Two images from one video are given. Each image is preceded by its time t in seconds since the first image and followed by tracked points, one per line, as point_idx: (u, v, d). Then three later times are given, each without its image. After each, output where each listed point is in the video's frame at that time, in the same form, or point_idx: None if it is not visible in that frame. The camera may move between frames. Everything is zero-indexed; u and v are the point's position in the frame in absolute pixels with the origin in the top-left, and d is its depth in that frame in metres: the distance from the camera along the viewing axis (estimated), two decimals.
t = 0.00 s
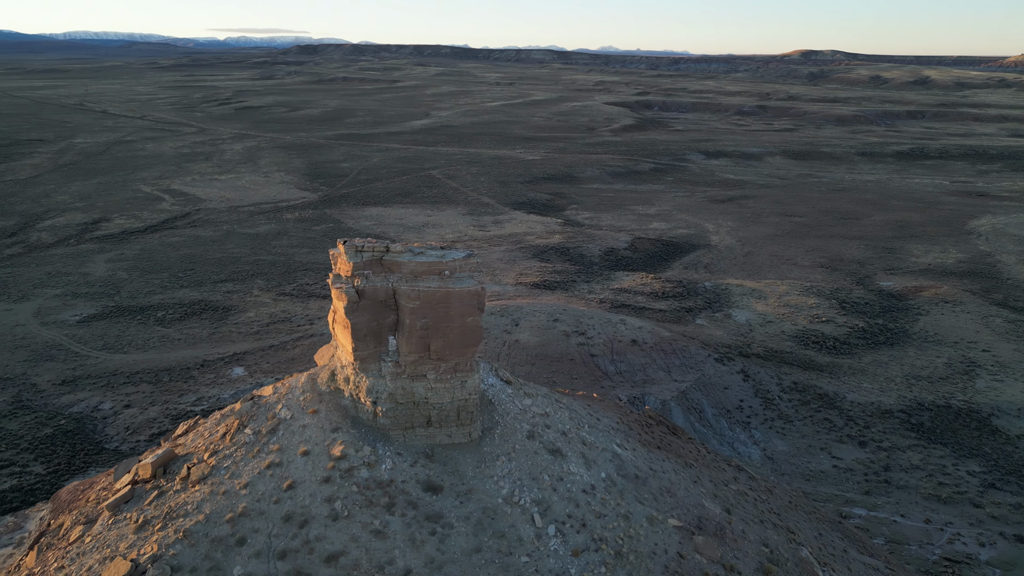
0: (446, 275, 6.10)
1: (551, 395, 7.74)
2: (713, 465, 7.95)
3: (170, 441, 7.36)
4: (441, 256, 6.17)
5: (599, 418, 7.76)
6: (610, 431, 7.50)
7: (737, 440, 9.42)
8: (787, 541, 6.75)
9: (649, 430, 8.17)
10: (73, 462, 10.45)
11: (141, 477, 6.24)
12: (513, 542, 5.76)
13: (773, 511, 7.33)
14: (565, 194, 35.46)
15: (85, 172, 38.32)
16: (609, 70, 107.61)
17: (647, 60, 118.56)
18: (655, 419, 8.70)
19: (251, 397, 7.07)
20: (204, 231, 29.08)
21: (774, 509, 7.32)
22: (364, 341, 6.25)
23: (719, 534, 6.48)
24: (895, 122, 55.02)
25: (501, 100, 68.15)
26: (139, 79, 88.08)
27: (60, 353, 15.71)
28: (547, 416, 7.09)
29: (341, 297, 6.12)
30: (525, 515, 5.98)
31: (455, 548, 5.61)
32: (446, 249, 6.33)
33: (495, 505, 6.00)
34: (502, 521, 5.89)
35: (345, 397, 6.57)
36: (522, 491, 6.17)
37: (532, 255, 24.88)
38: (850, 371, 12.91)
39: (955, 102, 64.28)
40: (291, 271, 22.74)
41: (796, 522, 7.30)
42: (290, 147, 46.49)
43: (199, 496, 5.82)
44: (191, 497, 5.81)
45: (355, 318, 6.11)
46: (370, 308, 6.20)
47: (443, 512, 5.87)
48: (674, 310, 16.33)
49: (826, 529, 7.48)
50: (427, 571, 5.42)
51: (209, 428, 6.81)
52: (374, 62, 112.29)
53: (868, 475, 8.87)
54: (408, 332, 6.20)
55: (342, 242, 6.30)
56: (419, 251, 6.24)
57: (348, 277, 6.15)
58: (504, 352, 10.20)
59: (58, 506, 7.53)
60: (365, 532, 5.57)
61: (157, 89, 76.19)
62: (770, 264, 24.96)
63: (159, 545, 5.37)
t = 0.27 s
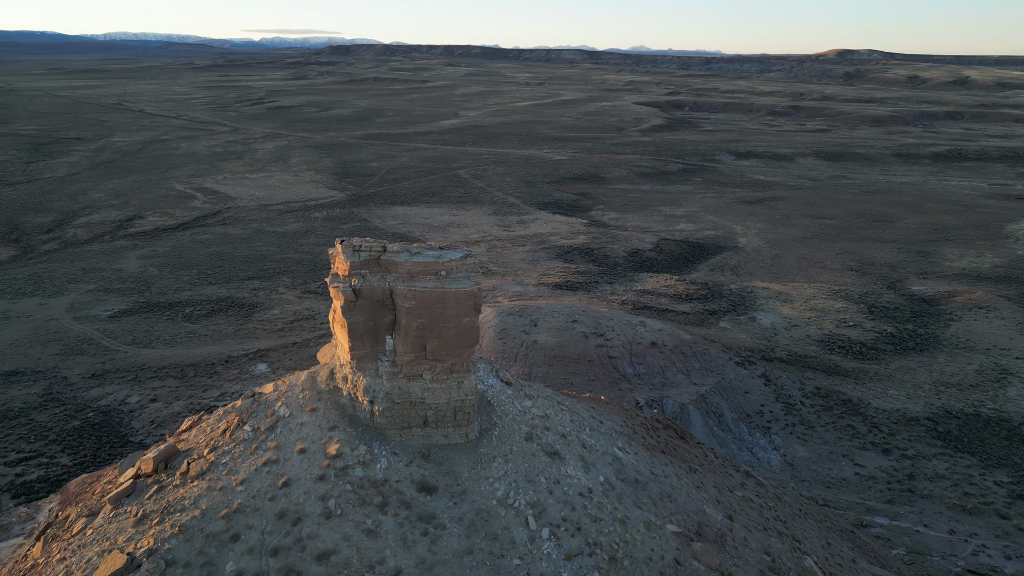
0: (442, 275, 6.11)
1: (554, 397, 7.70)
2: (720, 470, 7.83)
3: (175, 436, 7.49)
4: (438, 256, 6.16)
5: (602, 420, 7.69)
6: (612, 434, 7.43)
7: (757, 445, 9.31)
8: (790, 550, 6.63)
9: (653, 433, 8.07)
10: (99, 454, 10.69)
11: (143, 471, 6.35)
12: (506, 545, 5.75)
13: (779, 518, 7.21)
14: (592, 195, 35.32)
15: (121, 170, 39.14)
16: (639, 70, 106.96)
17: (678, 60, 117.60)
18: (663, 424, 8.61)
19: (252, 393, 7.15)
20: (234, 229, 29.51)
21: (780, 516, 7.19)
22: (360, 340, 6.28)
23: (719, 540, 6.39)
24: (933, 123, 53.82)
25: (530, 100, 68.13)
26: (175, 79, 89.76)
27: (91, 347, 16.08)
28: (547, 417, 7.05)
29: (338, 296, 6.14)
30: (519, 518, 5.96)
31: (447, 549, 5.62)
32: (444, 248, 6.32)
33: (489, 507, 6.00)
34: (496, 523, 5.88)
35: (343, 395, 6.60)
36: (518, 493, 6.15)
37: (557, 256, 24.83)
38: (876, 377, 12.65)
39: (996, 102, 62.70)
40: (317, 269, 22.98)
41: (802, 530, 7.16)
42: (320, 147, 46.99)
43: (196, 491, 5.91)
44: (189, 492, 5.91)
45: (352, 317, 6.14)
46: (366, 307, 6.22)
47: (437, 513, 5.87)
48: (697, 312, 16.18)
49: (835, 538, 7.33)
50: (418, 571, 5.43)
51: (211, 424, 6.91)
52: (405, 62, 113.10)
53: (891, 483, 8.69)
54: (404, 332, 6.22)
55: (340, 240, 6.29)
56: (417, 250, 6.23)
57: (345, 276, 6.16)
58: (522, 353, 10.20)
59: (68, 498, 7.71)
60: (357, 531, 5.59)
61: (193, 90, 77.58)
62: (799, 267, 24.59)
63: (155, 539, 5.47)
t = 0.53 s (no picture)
0: (438, 276, 6.17)
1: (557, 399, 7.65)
2: (727, 476, 7.71)
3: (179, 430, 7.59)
4: (435, 257, 6.22)
5: (605, 423, 7.61)
6: (614, 437, 7.36)
7: (777, 452, 9.19)
8: (793, 560, 6.51)
9: (658, 437, 7.97)
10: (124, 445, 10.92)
11: (145, 466, 6.46)
12: (498, 547, 5.73)
13: (784, 526, 7.09)
14: (618, 195, 35.12)
15: (155, 169, 39.91)
16: (670, 70, 106.12)
17: (710, 60, 116.45)
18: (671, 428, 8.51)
19: (253, 391, 7.22)
20: (263, 227, 29.90)
21: (786, 525, 7.07)
22: (356, 339, 6.34)
23: (719, 548, 6.30)
24: (972, 124, 52.56)
25: (559, 100, 67.98)
26: (210, 79, 91.27)
27: (120, 342, 16.41)
28: (547, 419, 7.00)
29: (335, 295, 6.23)
30: (513, 520, 5.93)
31: (438, 550, 5.61)
32: (440, 249, 6.39)
33: (482, 509, 5.97)
34: (489, 525, 5.86)
35: (341, 394, 6.63)
36: (512, 495, 6.11)
37: (581, 257, 24.74)
38: (902, 385, 12.38)
39: None
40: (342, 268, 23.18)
41: (808, 539, 7.03)
42: (350, 146, 47.43)
43: (194, 487, 5.99)
44: (186, 488, 5.99)
45: (349, 316, 6.21)
46: (362, 307, 6.29)
47: (429, 513, 5.87)
48: (721, 315, 15.99)
49: (844, 548, 7.19)
50: (408, 572, 5.43)
51: (212, 420, 6.99)
52: (436, 62, 113.64)
53: (915, 493, 8.48)
54: (401, 332, 6.27)
55: (339, 241, 6.38)
56: (412, 250, 6.28)
57: (342, 276, 6.22)
58: (539, 355, 10.21)
59: (78, 490, 7.87)
60: (349, 530, 5.62)
61: (227, 90, 78.80)
62: (828, 271, 24.19)
63: (151, 533, 5.55)
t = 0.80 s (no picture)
0: (435, 276, 6.07)
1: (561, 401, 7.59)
2: (733, 483, 7.60)
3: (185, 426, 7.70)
4: (432, 256, 6.12)
5: (608, 427, 7.52)
6: (616, 441, 7.29)
7: (797, 458, 9.04)
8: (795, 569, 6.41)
9: (662, 443, 7.87)
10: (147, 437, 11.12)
11: (148, 460, 6.58)
12: (490, 549, 5.70)
13: (790, 535, 6.98)
14: (646, 196, 34.88)
15: (189, 167, 40.65)
16: (702, 70, 105.14)
17: (744, 59, 115.10)
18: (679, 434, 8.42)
19: (255, 389, 7.29)
20: (291, 226, 30.26)
21: (791, 533, 6.95)
22: (353, 339, 6.33)
23: (717, 556, 6.22)
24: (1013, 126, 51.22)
25: (589, 101, 67.75)
26: (245, 79, 92.68)
27: (149, 336, 16.75)
28: (546, 422, 6.93)
29: (332, 293, 6.19)
30: (506, 523, 5.90)
31: (429, 551, 5.61)
32: (439, 249, 6.28)
33: (476, 511, 5.95)
34: (482, 527, 5.84)
35: (339, 393, 6.65)
36: (507, 498, 6.09)
37: (607, 258, 24.62)
38: (930, 392, 12.10)
39: None
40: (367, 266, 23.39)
41: (815, 549, 6.91)
42: (379, 146, 47.82)
43: (193, 482, 6.07)
44: (185, 483, 6.08)
45: (345, 315, 6.16)
46: (360, 307, 6.27)
47: (422, 514, 5.86)
48: (745, 318, 15.78)
49: (852, 558, 7.05)
50: (398, 572, 5.44)
51: (216, 417, 7.08)
52: (467, 63, 114.02)
53: (939, 503, 8.28)
54: (396, 332, 6.25)
55: (337, 239, 6.32)
56: (411, 250, 6.19)
57: (339, 275, 6.17)
58: (557, 356, 10.18)
59: (89, 482, 8.03)
60: (341, 529, 5.64)
61: (261, 90, 79.97)
62: (859, 274, 23.76)
63: (149, 527, 5.64)
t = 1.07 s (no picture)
0: (431, 277, 6.10)
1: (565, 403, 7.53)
2: (739, 491, 7.51)
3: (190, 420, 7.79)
4: (429, 257, 6.16)
5: (611, 431, 7.45)
6: (619, 445, 7.22)
7: (818, 465, 8.89)
8: None
9: (667, 448, 7.79)
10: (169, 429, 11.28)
11: (151, 455, 6.67)
12: (483, 552, 5.71)
13: (795, 544, 6.87)
14: (674, 197, 34.58)
15: (222, 166, 41.33)
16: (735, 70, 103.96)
17: (778, 59, 113.56)
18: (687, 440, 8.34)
19: (257, 386, 7.34)
20: (319, 224, 30.57)
21: (796, 543, 6.86)
22: (351, 339, 6.35)
23: (716, 563, 6.15)
24: None
25: (619, 101, 67.39)
26: (279, 79, 94.04)
27: (177, 332, 17.07)
28: (546, 424, 6.88)
29: (330, 293, 6.24)
30: (500, 525, 5.89)
31: (421, 552, 5.63)
32: (436, 249, 6.31)
33: (469, 512, 5.95)
34: (476, 529, 5.84)
35: (338, 392, 6.67)
36: (502, 500, 6.07)
37: (632, 259, 24.46)
38: (960, 400, 11.80)
39: None
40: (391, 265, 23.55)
41: (820, 558, 6.80)
42: (408, 146, 48.12)
43: (192, 478, 6.14)
44: (184, 478, 6.16)
45: (342, 315, 6.20)
46: (358, 306, 6.30)
47: (416, 515, 5.87)
48: (770, 322, 15.56)
49: (860, 569, 6.92)
50: (389, 572, 5.48)
51: (219, 413, 7.16)
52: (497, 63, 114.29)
53: (964, 514, 8.08)
54: (393, 332, 6.28)
55: (335, 239, 6.38)
56: (408, 250, 6.23)
57: (338, 274, 6.23)
58: (576, 357, 10.14)
59: (99, 474, 8.17)
60: (334, 528, 5.68)
61: (294, 90, 81.02)
62: (891, 278, 23.28)
63: (147, 521, 5.72)
